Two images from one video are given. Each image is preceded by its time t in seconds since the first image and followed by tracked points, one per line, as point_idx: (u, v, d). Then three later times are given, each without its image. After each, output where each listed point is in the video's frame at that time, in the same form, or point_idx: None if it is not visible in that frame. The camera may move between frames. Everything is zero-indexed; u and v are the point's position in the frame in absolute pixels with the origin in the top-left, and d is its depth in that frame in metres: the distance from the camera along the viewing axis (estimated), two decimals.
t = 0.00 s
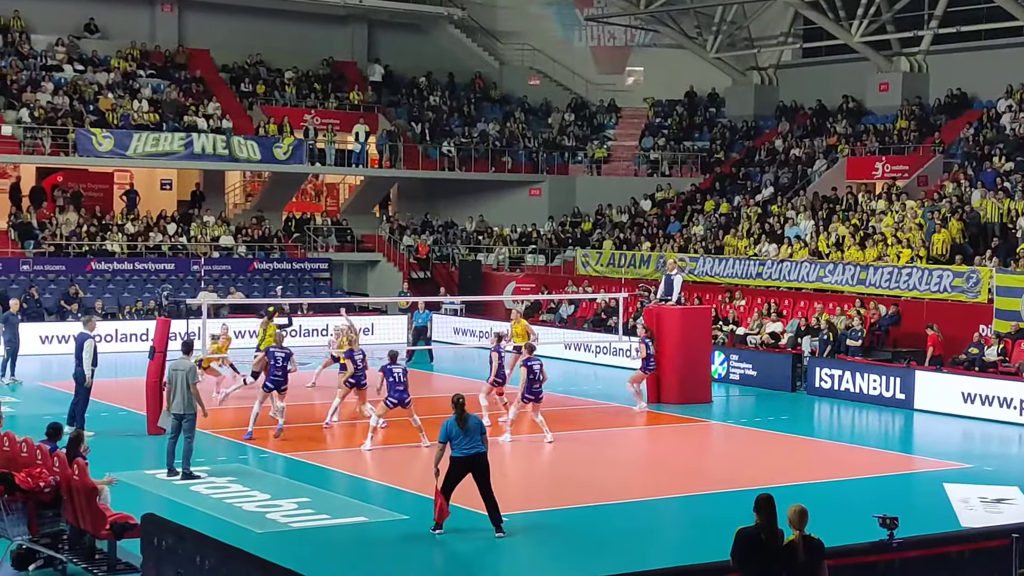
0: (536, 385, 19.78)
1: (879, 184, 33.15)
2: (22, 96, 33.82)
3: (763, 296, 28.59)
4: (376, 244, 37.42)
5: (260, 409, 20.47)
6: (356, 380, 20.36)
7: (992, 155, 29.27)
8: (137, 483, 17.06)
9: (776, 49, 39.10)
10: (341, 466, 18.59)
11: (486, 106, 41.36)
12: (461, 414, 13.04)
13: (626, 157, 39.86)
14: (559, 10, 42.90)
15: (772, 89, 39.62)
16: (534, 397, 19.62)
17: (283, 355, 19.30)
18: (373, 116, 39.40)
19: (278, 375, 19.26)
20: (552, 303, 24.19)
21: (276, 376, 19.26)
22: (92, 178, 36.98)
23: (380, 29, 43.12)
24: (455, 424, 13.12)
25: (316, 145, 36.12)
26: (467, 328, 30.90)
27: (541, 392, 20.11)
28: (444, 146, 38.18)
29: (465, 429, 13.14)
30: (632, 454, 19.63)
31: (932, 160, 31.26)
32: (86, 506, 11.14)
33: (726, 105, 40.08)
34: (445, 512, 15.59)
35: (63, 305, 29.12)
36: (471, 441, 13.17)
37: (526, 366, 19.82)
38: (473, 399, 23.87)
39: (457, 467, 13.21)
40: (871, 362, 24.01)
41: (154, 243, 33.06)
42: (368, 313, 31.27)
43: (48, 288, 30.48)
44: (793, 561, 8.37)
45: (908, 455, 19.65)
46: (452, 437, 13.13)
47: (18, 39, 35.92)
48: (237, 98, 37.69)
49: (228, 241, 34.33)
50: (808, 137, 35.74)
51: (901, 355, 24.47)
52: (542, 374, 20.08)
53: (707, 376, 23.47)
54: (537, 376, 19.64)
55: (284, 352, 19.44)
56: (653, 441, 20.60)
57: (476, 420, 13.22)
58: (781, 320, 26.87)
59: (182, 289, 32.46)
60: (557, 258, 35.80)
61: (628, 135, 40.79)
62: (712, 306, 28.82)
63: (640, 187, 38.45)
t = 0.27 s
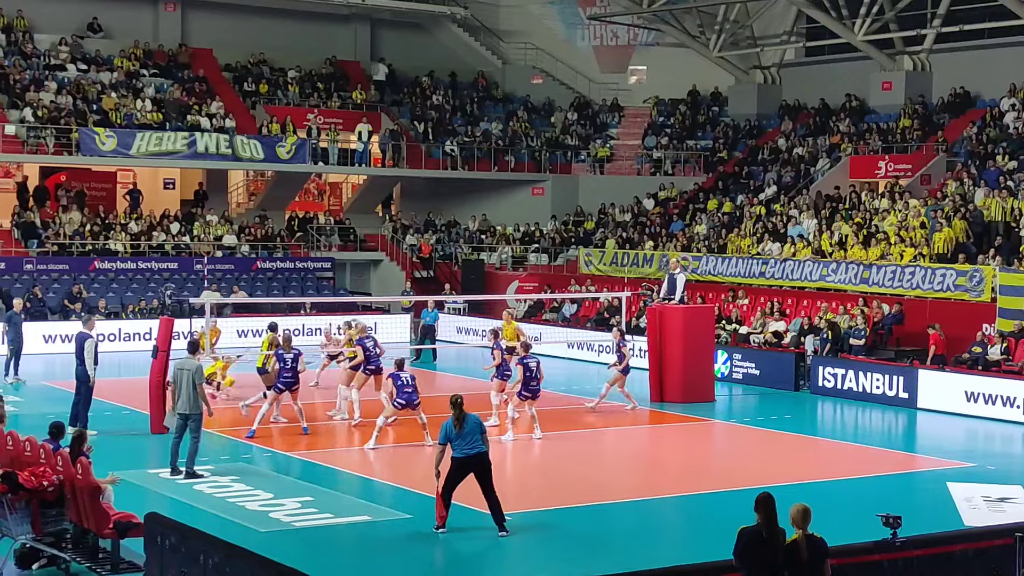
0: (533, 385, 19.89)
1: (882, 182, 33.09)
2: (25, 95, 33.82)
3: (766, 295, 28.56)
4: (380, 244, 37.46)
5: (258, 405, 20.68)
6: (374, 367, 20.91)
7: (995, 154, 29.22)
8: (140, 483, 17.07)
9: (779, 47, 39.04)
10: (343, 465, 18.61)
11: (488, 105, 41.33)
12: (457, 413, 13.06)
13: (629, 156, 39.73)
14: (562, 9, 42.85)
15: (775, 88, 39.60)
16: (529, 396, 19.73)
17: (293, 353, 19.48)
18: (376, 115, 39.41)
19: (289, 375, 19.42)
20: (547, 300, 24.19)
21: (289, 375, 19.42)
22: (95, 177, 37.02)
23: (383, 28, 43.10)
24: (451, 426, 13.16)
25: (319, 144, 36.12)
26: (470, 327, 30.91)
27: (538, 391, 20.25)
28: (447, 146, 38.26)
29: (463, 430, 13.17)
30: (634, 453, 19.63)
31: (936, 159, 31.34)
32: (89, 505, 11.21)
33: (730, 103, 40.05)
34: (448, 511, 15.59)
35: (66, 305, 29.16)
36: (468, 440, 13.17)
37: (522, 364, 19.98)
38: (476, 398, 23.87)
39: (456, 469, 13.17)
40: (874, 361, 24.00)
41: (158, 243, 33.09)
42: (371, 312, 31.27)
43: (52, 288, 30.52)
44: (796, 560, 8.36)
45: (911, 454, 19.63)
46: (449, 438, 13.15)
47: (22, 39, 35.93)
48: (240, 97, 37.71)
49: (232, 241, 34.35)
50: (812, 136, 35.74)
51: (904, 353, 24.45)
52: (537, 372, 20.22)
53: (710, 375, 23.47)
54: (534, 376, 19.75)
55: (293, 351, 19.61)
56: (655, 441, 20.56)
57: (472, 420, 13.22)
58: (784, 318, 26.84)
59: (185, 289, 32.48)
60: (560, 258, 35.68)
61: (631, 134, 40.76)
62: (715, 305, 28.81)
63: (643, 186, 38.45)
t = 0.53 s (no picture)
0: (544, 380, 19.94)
1: (885, 181, 33.07)
2: (28, 95, 33.84)
3: (769, 294, 28.53)
4: (383, 242, 37.49)
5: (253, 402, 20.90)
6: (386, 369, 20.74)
7: (999, 153, 29.17)
8: (145, 482, 17.08)
9: (782, 46, 39.02)
10: (348, 464, 18.61)
11: (491, 104, 41.30)
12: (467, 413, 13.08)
13: (632, 155, 39.82)
14: (565, 8, 42.82)
15: (778, 87, 39.60)
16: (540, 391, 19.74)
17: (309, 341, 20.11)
18: (379, 114, 39.42)
19: (306, 361, 20.03)
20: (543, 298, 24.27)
21: (306, 361, 19.99)
22: (98, 176, 37.04)
23: (385, 27, 43.10)
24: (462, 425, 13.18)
25: (323, 143, 36.12)
26: (472, 326, 30.90)
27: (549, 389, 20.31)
28: (450, 145, 38.28)
29: (473, 429, 13.16)
30: (638, 452, 19.61)
31: (939, 158, 31.31)
32: (93, 504, 11.19)
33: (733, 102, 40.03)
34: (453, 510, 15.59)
35: (69, 304, 29.18)
36: (480, 438, 13.17)
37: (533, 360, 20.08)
38: (479, 397, 23.87)
39: (467, 466, 13.21)
40: (877, 360, 23.98)
41: (161, 242, 33.11)
42: (374, 311, 31.26)
43: (55, 287, 30.53)
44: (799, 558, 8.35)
45: (915, 453, 19.62)
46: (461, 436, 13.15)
47: (25, 38, 35.94)
48: (243, 96, 37.71)
49: (235, 240, 34.37)
50: (815, 135, 35.76)
51: (907, 352, 24.44)
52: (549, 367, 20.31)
53: (713, 374, 23.47)
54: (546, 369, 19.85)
55: (310, 338, 20.27)
56: (659, 440, 20.54)
57: (483, 419, 13.22)
58: (787, 318, 26.81)
59: (188, 288, 32.50)
60: (563, 257, 35.79)
61: (634, 133, 40.73)
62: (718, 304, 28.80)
63: (646, 185, 38.44)
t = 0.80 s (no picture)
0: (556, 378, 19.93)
1: (887, 180, 33.05)
2: (30, 94, 33.84)
3: (772, 293, 28.49)
4: (385, 241, 37.51)
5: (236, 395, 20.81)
6: (389, 373, 20.39)
7: (1001, 152, 29.11)
8: (147, 481, 17.09)
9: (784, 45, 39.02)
10: (350, 463, 18.59)
11: (494, 103, 41.29)
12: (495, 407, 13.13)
13: (634, 154, 39.89)
14: (567, 7, 42.81)
15: (780, 86, 39.57)
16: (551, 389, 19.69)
17: (325, 342, 20.38)
18: (381, 113, 39.45)
19: (320, 362, 20.28)
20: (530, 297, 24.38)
21: (320, 362, 20.28)
22: (101, 175, 37.06)
23: (388, 26, 43.11)
24: (488, 417, 13.20)
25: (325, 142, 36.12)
26: (475, 325, 30.90)
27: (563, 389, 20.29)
28: (452, 144, 38.24)
29: (494, 422, 13.20)
30: (640, 451, 19.60)
31: (942, 156, 31.30)
32: (95, 502, 11.20)
33: (735, 101, 40.02)
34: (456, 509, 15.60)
35: (72, 303, 29.17)
36: (502, 433, 13.21)
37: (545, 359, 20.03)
38: (481, 396, 23.85)
39: (484, 460, 13.23)
40: (880, 359, 23.97)
41: (163, 241, 33.12)
42: (376, 310, 31.24)
43: (57, 286, 30.53)
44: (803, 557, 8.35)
45: (917, 452, 19.61)
46: (483, 428, 13.19)
47: (27, 37, 35.91)
48: (245, 95, 37.73)
49: (237, 239, 34.36)
50: (817, 133, 35.77)
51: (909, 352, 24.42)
52: (561, 366, 20.27)
53: (715, 373, 23.44)
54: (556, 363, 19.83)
55: (326, 341, 20.53)
56: (661, 439, 20.54)
57: (508, 416, 13.25)
58: (789, 316, 26.75)
59: (190, 287, 32.48)
60: (566, 255, 35.70)
61: (637, 132, 40.71)
62: (721, 303, 28.77)
63: (648, 184, 38.43)
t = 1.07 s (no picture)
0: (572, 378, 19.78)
1: (888, 179, 33.05)
2: (31, 93, 33.83)
3: (773, 292, 28.47)
4: (386, 241, 37.53)
5: (239, 401, 20.59)
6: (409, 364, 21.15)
7: (1002, 151, 29.09)
8: (148, 480, 17.12)
9: (785, 44, 39.01)
10: (351, 463, 18.57)
11: (495, 103, 41.28)
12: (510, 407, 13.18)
13: (635, 154, 39.93)
14: (568, 6, 42.82)
15: (781, 85, 39.57)
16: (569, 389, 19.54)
17: (333, 336, 20.61)
18: (382, 113, 39.45)
19: (329, 355, 20.44)
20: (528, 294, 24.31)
21: (327, 356, 20.49)
22: (102, 174, 37.08)
23: (388, 25, 43.11)
24: (497, 414, 13.22)
25: (326, 142, 36.10)
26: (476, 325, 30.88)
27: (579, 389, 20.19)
28: (453, 143, 38.20)
29: (502, 420, 13.18)
30: (642, 451, 19.61)
31: (942, 156, 31.32)
32: (96, 501, 11.19)
33: (736, 100, 40.02)
34: (458, 508, 15.60)
35: (73, 302, 29.17)
36: (509, 432, 13.21)
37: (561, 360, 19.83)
38: (482, 396, 23.84)
39: (488, 458, 13.22)
40: (881, 358, 23.97)
41: (164, 240, 33.13)
42: (377, 309, 31.23)
43: (58, 286, 30.55)
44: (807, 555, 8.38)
45: (918, 451, 19.62)
46: (491, 425, 13.17)
47: (28, 37, 35.89)
48: (246, 95, 37.73)
49: (238, 238, 34.36)
50: (818, 133, 35.79)
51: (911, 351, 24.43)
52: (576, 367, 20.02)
53: (716, 372, 23.43)
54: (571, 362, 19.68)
55: (332, 336, 20.66)
56: (662, 438, 20.55)
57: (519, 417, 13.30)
58: (790, 316, 26.72)
59: (191, 286, 32.46)
60: (567, 255, 35.70)
61: (638, 131, 40.70)
62: (721, 302, 28.77)
63: (649, 183, 38.44)
